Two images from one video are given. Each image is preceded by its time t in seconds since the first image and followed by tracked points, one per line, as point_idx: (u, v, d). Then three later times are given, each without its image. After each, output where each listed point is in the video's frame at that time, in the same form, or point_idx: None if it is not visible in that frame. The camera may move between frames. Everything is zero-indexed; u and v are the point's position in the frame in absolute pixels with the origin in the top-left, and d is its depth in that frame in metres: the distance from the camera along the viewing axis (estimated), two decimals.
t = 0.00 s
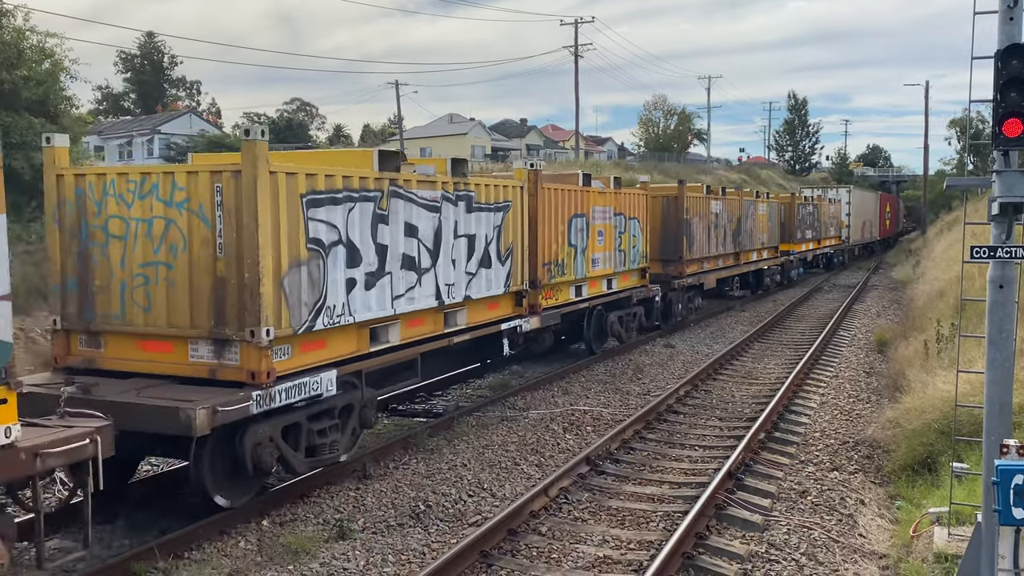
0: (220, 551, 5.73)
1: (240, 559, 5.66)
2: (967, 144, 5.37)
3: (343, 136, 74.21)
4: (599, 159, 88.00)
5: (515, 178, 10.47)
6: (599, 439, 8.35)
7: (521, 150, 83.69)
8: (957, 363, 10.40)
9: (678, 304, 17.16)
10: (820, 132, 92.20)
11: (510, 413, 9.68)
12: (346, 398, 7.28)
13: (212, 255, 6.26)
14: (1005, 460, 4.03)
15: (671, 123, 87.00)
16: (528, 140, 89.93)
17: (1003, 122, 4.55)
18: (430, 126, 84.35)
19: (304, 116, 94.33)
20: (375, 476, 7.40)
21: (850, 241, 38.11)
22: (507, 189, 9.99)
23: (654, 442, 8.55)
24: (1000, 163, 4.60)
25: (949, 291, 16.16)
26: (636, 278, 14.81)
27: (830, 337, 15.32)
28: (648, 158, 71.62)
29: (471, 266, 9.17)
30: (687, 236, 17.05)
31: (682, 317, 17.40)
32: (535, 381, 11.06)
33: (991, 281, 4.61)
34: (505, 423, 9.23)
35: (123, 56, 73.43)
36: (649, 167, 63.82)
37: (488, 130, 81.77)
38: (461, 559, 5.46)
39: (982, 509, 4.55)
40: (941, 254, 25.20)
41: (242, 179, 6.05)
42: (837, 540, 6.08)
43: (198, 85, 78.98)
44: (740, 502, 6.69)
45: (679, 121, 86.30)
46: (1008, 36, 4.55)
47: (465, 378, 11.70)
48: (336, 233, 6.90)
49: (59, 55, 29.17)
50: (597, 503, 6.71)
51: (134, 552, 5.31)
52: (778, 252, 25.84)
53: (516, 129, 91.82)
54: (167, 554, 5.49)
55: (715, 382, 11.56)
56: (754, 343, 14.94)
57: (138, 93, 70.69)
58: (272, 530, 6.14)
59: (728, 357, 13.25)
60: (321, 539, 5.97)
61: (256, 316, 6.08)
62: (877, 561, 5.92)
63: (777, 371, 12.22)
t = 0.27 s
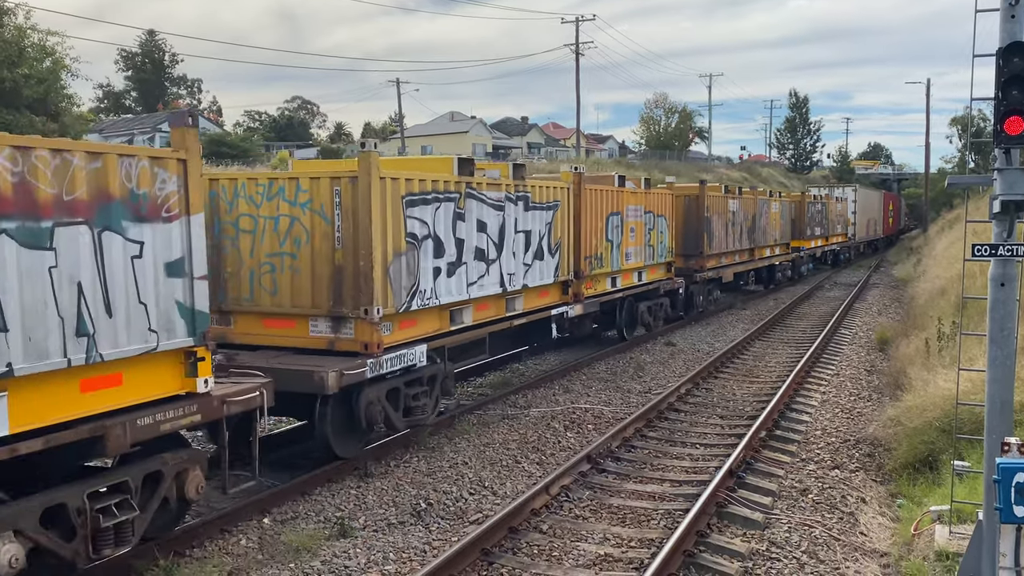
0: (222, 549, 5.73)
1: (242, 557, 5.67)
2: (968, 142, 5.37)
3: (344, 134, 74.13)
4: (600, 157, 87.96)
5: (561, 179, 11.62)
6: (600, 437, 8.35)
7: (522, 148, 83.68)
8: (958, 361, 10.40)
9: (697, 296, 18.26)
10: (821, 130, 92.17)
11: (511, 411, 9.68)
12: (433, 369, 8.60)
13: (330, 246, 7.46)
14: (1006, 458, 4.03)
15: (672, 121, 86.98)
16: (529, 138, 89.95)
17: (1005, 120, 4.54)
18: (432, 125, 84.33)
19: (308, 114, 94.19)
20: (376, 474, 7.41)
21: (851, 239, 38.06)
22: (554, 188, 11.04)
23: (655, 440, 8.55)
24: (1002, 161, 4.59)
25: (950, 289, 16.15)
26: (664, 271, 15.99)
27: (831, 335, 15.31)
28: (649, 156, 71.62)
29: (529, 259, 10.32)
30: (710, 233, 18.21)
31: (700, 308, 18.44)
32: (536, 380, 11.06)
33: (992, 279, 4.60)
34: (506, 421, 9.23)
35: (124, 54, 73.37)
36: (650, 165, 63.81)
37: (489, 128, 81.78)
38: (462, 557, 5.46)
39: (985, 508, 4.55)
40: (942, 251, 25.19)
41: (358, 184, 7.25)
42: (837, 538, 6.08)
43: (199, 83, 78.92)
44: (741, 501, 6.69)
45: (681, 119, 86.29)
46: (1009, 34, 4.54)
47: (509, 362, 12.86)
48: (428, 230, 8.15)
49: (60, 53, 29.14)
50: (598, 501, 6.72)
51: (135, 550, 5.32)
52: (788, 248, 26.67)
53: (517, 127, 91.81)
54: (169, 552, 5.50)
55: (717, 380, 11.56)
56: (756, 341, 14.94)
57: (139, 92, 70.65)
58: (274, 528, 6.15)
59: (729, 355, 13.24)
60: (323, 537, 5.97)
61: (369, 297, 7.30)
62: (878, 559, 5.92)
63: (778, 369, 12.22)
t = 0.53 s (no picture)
0: (223, 547, 5.74)
1: (243, 555, 5.67)
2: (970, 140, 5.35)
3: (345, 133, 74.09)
4: (601, 156, 87.91)
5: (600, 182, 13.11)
6: (601, 435, 8.35)
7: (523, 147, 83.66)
8: (960, 360, 10.39)
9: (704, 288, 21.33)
10: (822, 128, 92.14)
11: (513, 409, 9.67)
12: (495, 346, 10.07)
13: (416, 240, 8.97)
14: (1007, 456, 4.02)
15: (674, 119, 86.95)
16: (531, 136, 89.93)
17: (1006, 118, 4.54)
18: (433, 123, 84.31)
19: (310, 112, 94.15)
20: (378, 472, 7.41)
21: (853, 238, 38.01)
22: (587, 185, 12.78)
23: (656, 438, 8.55)
24: (1005, 159, 4.58)
25: (951, 288, 16.13)
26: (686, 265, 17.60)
27: (833, 333, 15.29)
28: (650, 155, 71.57)
29: (573, 252, 11.67)
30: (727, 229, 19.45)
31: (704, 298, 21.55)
32: (538, 378, 11.06)
33: (994, 277, 4.59)
34: (507, 420, 9.22)
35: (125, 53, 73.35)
36: (651, 163, 63.79)
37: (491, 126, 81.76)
38: (464, 555, 5.46)
39: (986, 506, 4.54)
40: (944, 250, 25.17)
41: (440, 187, 8.74)
42: (839, 536, 6.08)
43: (200, 82, 78.90)
44: (743, 499, 6.68)
45: (682, 117, 86.28)
46: (1011, 32, 4.53)
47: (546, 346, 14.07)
48: (495, 226, 9.63)
49: (61, 51, 29.09)
50: (599, 499, 6.72)
51: (137, 547, 5.33)
52: (798, 246, 28.62)
53: (518, 125, 91.80)
54: (171, 549, 5.51)
55: (718, 378, 11.55)
56: (757, 339, 14.94)
57: (140, 90, 70.64)
58: (275, 526, 6.15)
59: (730, 353, 13.24)
60: (324, 535, 5.97)
61: (449, 283, 8.75)
62: (879, 557, 5.92)
63: (779, 368, 12.21)
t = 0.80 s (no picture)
0: (225, 545, 5.74)
1: (245, 553, 5.68)
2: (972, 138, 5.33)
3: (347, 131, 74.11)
4: (603, 154, 87.88)
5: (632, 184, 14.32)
6: (603, 434, 8.35)
7: (524, 145, 83.63)
8: (962, 358, 10.38)
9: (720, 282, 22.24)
10: (824, 127, 92.10)
11: (514, 408, 9.67)
12: (547, 329, 11.49)
13: (481, 235, 10.31)
14: (1010, 454, 4.02)
15: (676, 117, 86.89)
16: (532, 135, 89.94)
17: (1009, 116, 4.52)
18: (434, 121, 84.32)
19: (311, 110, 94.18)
20: (379, 470, 7.41)
21: (855, 236, 37.99)
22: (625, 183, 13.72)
23: (658, 436, 8.55)
24: (1007, 157, 4.57)
25: (953, 286, 16.12)
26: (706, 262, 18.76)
27: (834, 331, 15.28)
28: (651, 153, 71.52)
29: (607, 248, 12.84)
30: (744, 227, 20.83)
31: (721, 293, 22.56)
32: (539, 376, 11.06)
33: (996, 276, 4.59)
34: (509, 418, 9.23)
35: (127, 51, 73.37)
36: (653, 161, 63.76)
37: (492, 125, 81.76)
38: (464, 553, 5.46)
39: (987, 505, 4.54)
40: (945, 248, 25.16)
41: (503, 189, 10.06)
42: (840, 535, 6.07)
43: (202, 80, 78.91)
44: (744, 497, 6.69)
45: (684, 115, 86.24)
46: (1014, 29, 4.52)
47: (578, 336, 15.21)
48: (547, 223, 10.92)
49: (63, 49, 29.12)
50: (601, 498, 6.72)
51: (139, 545, 5.33)
52: (812, 242, 29.83)
53: (520, 123, 91.83)
54: (172, 547, 5.51)
55: (719, 377, 11.54)
56: (758, 338, 14.93)
57: (142, 88, 70.66)
58: (276, 524, 6.15)
59: (732, 352, 13.23)
60: (326, 533, 5.98)
61: (510, 273, 10.09)
62: (881, 556, 5.92)
63: (781, 366, 12.20)
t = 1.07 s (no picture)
0: (227, 543, 5.74)
1: (247, 551, 5.68)
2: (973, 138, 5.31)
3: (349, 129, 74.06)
4: (605, 153, 87.88)
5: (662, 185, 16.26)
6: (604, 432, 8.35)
7: (526, 144, 83.60)
8: (964, 357, 10.37)
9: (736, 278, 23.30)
10: (826, 126, 92.06)
11: (515, 406, 9.67)
12: (589, 315, 12.92)
13: (533, 230, 11.92)
14: (1012, 453, 4.02)
15: (677, 116, 86.85)
16: (534, 134, 89.91)
17: (1011, 115, 4.49)
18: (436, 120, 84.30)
19: (312, 109, 94.20)
20: (381, 469, 7.41)
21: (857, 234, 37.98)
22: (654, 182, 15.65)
23: (659, 435, 8.55)
24: (1009, 156, 4.55)
25: (956, 285, 16.10)
26: (725, 258, 20.04)
27: (836, 330, 15.27)
28: (653, 151, 71.46)
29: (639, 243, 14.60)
30: (759, 225, 22.30)
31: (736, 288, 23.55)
32: (541, 375, 11.06)
33: (998, 275, 4.58)
34: (511, 417, 9.23)
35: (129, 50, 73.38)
36: (655, 160, 63.72)
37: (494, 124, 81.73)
38: (466, 551, 5.46)
39: (989, 504, 4.53)
40: (947, 247, 25.15)
41: (553, 190, 11.70)
42: (842, 534, 6.07)
43: (204, 79, 78.84)
44: (746, 496, 6.69)
45: (685, 114, 86.18)
46: (1016, 28, 4.50)
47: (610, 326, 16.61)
48: (590, 220, 12.54)
49: (65, 48, 29.11)
50: (602, 496, 6.72)
51: (142, 544, 5.34)
52: (821, 238, 31.05)
53: (521, 122, 91.81)
54: (175, 546, 5.52)
55: (721, 376, 11.53)
56: (760, 336, 14.91)
57: (144, 87, 70.67)
58: (278, 522, 6.16)
59: (734, 351, 13.23)
60: (328, 531, 5.98)
61: (559, 264, 11.67)
62: (883, 555, 5.92)
63: (783, 365, 12.19)
